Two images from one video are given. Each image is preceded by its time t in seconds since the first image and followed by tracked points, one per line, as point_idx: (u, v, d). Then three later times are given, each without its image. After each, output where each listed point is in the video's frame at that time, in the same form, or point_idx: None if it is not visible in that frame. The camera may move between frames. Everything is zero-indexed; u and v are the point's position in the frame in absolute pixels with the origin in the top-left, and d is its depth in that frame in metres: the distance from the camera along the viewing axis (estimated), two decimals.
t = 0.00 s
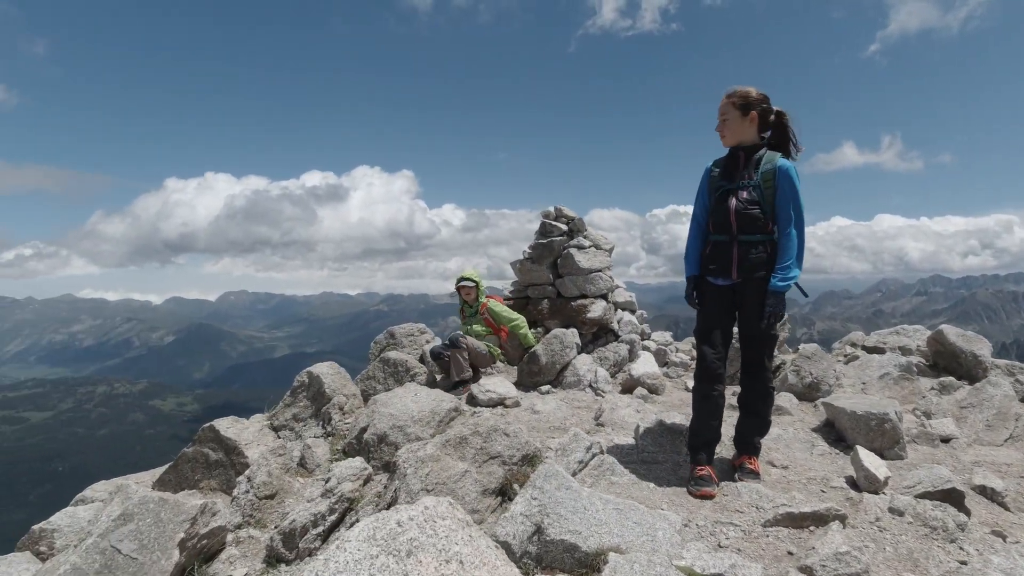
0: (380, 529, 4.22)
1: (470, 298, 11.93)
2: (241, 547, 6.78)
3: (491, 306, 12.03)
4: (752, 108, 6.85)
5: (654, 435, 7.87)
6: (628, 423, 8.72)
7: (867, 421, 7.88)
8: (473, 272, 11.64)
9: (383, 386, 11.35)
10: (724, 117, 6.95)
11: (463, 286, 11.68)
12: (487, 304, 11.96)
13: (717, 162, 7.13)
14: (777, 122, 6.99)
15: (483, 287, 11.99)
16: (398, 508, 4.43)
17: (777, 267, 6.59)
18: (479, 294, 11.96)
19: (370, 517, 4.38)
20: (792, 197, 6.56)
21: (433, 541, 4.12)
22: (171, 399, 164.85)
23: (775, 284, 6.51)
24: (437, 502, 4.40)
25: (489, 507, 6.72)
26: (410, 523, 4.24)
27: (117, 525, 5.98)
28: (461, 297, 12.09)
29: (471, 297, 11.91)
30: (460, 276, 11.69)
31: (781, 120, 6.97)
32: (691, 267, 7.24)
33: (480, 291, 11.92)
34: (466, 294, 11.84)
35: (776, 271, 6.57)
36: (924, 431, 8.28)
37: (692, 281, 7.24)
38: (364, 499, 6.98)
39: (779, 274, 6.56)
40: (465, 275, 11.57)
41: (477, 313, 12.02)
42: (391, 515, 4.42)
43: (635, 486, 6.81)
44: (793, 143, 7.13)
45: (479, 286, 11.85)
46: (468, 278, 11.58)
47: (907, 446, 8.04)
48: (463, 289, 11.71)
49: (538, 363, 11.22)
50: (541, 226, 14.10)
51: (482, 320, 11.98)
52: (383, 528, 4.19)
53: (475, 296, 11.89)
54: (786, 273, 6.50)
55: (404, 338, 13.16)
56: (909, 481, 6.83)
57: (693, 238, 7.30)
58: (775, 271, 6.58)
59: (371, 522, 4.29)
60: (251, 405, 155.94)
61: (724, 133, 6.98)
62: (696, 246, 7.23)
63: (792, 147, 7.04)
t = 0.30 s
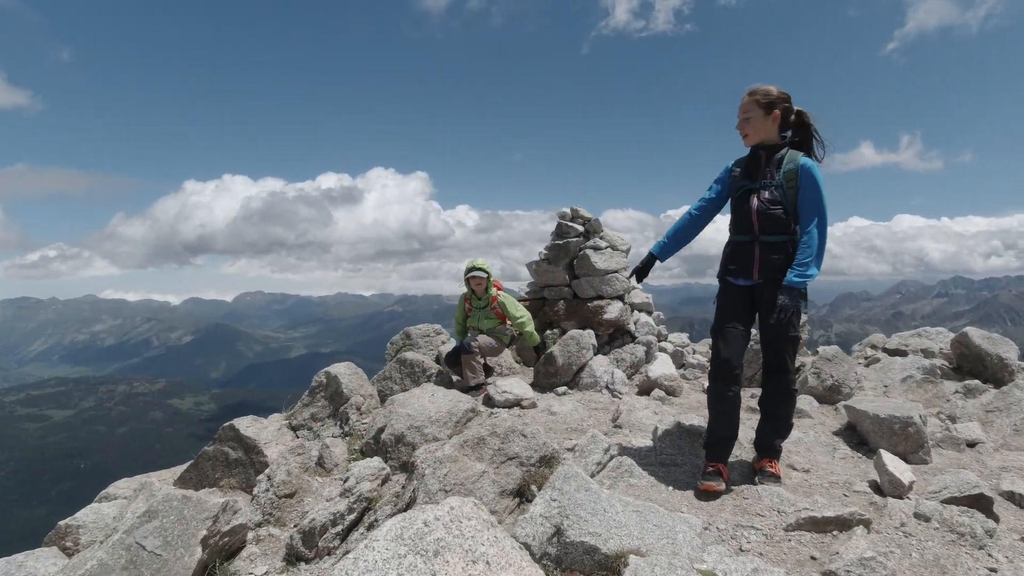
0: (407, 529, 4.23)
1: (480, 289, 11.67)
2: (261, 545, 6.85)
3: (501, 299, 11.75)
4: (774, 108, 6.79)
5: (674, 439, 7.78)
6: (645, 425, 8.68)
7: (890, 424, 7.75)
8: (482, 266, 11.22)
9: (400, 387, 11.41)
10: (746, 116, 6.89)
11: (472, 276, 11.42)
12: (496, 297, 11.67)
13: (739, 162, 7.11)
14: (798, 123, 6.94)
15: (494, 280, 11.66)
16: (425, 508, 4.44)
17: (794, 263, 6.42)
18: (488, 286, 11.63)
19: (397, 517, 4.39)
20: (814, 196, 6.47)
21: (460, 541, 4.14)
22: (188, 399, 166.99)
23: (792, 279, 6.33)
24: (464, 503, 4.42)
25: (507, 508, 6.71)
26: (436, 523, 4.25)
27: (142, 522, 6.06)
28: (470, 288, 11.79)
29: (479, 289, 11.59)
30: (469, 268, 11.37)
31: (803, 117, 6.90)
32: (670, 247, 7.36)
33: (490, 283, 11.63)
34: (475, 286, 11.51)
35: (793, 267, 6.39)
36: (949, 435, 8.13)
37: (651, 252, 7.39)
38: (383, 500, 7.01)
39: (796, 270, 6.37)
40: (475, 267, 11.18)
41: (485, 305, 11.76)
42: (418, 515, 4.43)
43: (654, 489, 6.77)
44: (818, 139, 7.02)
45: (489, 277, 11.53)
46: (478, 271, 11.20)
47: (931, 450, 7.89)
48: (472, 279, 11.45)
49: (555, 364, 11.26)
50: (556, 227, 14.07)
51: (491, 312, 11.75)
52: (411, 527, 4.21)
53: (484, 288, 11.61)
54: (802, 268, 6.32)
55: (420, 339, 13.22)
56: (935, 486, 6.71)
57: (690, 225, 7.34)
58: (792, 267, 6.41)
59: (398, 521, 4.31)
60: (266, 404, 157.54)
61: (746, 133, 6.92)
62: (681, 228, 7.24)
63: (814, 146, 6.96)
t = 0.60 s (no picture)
0: (428, 529, 4.24)
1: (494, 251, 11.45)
2: (281, 544, 6.94)
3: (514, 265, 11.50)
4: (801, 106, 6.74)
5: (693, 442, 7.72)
6: (663, 427, 8.63)
7: (914, 428, 7.60)
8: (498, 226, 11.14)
9: (417, 388, 11.48)
10: (801, 109, 6.55)
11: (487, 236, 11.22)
12: (510, 262, 11.53)
13: (752, 160, 6.98)
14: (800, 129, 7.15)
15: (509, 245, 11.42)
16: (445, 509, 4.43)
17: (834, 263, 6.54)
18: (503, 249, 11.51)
19: (418, 517, 4.39)
20: (834, 195, 6.70)
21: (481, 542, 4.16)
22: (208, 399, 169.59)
23: (840, 278, 6.41)
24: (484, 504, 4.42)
25: (525, 510, 6.71)
26: (457, 523, 4.25)
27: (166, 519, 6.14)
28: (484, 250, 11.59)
29: (494, 251, 11.43)
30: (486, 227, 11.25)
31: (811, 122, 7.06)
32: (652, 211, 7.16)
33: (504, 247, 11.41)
34: (490, 246, 11.34)
35: (835, 267, 6.51)
36: (976, 440, 7.96)
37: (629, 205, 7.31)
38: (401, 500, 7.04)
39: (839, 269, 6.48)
40: (492, 227, 11.08)
41: (498, 269, 11.56)
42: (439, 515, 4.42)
43: (672, 492, 6.71)
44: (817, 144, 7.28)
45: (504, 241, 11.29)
46: (495, 230, 11.08)
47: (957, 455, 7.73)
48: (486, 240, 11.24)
49: (571, 366, 11.26)
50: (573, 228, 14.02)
51: (504, 276, 11.53)
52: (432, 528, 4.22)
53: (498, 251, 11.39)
54: (843, 267, 6.50)
55: (437, 340, 13.27)
56: (961, 491, 6.56)
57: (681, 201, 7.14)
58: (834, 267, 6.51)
59: (419, 522, 4.31)
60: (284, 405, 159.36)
61: (801, 126, 6.56)
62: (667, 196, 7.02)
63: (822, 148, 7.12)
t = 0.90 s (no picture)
0: (434, 534, 4.30)
1: (503, 231, 11.23)
2: (297, 545, 7.04)
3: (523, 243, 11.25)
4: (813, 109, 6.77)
5: (710, 447, 7.64)
6: (678, 431, 8.56)
7: (937, 434, 7.42)
8: (505, 206, 11.01)
9: (433, 390, 11.55)
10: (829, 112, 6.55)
11: (496, 215, 11.03)
12: (518, 241, 11.16)
13: (769, 158, 6.77)
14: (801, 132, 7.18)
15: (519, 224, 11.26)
16: (451, 512, 4.48)
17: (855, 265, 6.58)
18: (512, 229, 11.25)
19: (424, 522, 4.46)
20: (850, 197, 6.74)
21: (487, 547, 4.17)
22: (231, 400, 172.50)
23: (865, 280, 6.48)
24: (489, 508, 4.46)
25: (538, 514, 6.70)
26: (462, 527, 4.29)
27: (185, 519, 6.29)
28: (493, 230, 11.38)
29: (502, 231, 11.19)
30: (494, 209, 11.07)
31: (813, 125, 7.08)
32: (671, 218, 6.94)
33: (514, 226, 11.23)
34: (497, 226, 11.14)
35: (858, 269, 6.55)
36: (1002, 447, 7.75)
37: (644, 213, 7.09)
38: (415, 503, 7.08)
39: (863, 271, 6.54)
40: (499, 207, 10.97)
41: (507, 249, 11.22)
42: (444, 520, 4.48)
43: (687, 498, 6.65)
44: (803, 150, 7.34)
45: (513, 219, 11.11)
46: (502, 210, 10.94)
47: (983, 463, 7.53)
48: (494, 218, 11.05)
49: (587, 369, 11.25)
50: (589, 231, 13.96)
51: (512, 256, 11.15)
52: (437, 532, 4.28)
53: (508, 230, 11.18)
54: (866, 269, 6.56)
55: (453, 343, 13.35)
56: (986, 501, 6.39)
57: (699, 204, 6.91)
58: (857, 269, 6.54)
59: (425, 527, 4.39)
60: (304, 406, 161.40)
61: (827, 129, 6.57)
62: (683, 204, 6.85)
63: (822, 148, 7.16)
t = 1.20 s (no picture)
0: (443, 540, 4.35)
1: (523, 234, 11.19)
2: (318, 546, 7.16)
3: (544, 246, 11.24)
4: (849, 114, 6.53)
5: (731, 455, 7.49)
6: (700, 438, 8.44)
7: (971, 445, 7.17)
8: (527, 208, 11.02)
9: (454, 394, 11.62)
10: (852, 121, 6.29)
11: (515, 219, 10.99)
12: (540, 243, 11.17)
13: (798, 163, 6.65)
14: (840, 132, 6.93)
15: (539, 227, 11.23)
16: (461, 519, 4.53)
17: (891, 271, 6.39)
18: (532, 232, 11.21)
19: (434, 528, 4.51)
20: (881, 202, 6.59)
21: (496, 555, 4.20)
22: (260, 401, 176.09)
23: (901, 285, 6.28)
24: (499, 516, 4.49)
25: (556, 520, 6.68)
26: (471, 535, 4.34)
27: (210, 519, 6.46)
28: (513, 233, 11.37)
29: (523, 234, 11.17)
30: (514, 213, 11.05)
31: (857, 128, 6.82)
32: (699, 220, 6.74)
33: (534, 229, 11.20)
34: (518, 230, 11.12)
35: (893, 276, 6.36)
36: None
37: (674, 213, 6.79)
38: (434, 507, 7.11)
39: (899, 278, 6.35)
40: (518, 210, 10.96)
41: (528, 251, 11.21)
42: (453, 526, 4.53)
43: (708, 506, 6.55)
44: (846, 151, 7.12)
45: (533, 223, 11.10)
46: (522, 213, 10.94)
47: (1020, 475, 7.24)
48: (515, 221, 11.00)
49: (608, 375, 11.19)
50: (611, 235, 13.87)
51: (533, 259, 11.13)
52: (445, 539, 4.33)
53: (528, 233, 11.15)
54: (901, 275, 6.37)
55: (474, 347, 13.40)
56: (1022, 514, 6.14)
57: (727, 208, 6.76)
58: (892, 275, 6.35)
59: (435, 533, 4.44)
60: (331, 408, 163.80)
61: (847, 138, 6.37)
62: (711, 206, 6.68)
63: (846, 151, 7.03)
